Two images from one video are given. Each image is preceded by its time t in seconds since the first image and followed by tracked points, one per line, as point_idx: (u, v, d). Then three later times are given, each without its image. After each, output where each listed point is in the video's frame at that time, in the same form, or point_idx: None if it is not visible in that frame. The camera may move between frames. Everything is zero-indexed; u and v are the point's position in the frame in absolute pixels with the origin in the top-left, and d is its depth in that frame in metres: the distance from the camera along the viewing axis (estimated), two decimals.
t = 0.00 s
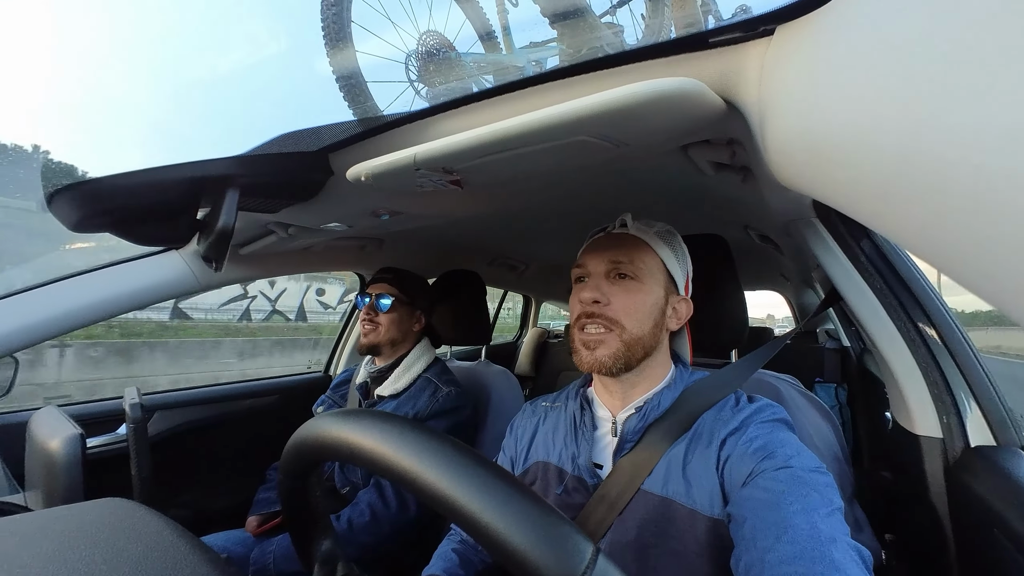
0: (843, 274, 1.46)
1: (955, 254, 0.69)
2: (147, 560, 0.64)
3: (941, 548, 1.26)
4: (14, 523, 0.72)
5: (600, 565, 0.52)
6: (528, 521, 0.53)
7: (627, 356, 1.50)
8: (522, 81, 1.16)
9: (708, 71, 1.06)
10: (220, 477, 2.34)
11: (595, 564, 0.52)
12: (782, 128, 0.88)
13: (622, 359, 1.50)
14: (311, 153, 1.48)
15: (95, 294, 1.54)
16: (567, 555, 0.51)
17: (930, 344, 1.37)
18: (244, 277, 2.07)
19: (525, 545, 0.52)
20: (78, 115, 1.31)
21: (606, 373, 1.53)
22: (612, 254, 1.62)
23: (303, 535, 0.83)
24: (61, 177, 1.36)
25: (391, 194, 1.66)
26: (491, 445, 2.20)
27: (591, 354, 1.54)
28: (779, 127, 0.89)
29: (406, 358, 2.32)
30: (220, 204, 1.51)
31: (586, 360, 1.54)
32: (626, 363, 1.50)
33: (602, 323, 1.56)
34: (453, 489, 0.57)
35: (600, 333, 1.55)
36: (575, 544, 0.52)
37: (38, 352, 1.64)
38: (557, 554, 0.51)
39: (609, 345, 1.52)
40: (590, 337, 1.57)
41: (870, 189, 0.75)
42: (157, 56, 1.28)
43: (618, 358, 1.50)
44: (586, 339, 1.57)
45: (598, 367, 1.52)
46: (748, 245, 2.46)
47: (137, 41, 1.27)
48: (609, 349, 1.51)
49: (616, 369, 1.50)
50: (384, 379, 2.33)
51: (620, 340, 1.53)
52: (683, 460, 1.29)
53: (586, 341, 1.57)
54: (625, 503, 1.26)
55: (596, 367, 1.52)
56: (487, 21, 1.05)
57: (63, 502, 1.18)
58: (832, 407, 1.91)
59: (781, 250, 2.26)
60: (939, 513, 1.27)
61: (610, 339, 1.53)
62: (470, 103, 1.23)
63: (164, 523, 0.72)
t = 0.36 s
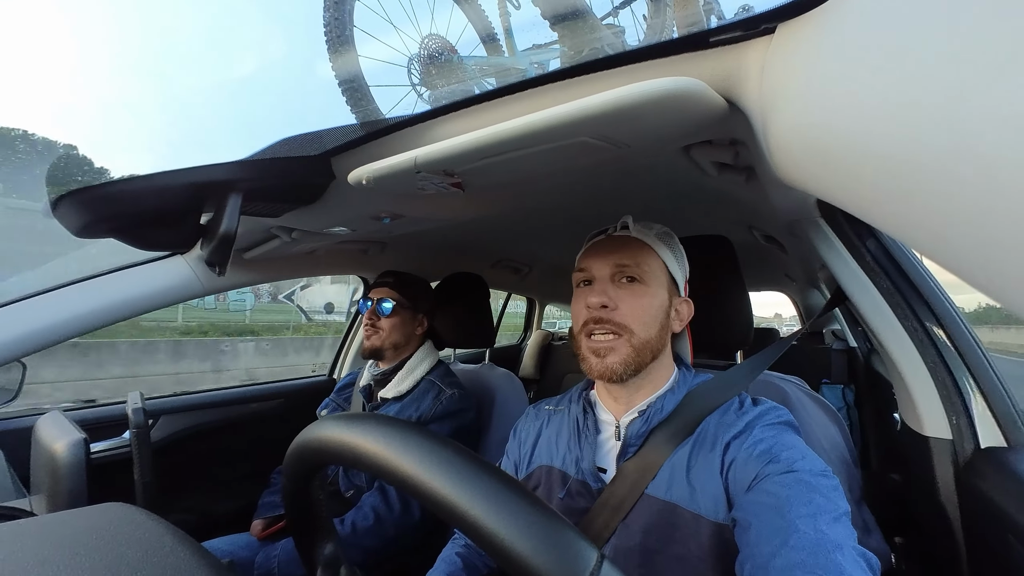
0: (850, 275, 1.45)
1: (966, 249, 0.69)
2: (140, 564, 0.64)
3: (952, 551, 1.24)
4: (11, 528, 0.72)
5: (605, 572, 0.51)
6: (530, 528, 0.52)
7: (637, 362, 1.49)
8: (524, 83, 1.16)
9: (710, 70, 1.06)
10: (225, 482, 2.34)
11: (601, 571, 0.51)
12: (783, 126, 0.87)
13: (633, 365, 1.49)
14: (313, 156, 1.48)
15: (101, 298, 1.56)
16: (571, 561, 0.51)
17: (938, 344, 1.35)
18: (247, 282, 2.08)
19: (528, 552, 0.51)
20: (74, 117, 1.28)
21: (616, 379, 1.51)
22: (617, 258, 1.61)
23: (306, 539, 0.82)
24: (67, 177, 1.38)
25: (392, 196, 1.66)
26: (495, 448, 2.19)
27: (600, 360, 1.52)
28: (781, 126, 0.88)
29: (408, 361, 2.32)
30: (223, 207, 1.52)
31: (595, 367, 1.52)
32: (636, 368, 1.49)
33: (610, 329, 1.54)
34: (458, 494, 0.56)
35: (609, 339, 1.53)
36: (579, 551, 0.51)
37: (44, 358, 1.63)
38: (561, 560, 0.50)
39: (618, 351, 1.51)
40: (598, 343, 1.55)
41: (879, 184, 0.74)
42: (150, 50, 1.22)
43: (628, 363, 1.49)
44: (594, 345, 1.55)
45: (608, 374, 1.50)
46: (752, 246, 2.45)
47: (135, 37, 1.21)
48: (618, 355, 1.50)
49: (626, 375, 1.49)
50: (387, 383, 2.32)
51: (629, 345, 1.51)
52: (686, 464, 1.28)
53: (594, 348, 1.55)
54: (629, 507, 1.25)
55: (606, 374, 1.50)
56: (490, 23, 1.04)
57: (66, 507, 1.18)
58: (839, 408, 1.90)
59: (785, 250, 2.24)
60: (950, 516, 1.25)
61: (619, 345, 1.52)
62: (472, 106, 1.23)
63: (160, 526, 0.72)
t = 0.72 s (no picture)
0: (858, 272, 1.44)
1: (976, 244, 0.68)
2: (147, 561, 0.65)
3: (963, 551, 1.23)
4: (21, 524, 0.73)
5: (611, 568, 0.51)
6: (537, 524, 0.53)
7: (650, 360, 1.49)
8: (529, 82, 1.16)
9: (716, 67, 1.05)
10: (234, 478, 2.37)
11: (606, 567, 0.51)
12: (792, 123, 0.86)
13: (646, 363, 1.49)
14: (319, 156, 1.49)
15: (112, 298, 1.58)
16: (579, 559, 0.51)
17: (948, 342, 1.34)
18: (254, 280, 2.10)
19: (535, 549, 0.52)
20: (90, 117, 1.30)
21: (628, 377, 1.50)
22: (629, 256, 1.60)
23: (313, 536, 0.83)
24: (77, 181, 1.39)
25: (398, 195, 1.67)
26: (502, 445, 2.20)
27: (614, 358, 1.51)
28: (789, 123, 0.87)
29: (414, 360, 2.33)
30: (231, 207, 1.52)
31: (609, 365, 1.51)
32: (648, 367, 1.49)
33: (624, 327, 1.53)
34: (466, 492, 0.57)
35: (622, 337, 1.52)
36: (586, 548, 0.52)
37: (54, 359, 1.65)
38: (568, 558, 0.51)
39: (632, 349, 1.50)
40: (611, 341, 1.54)
41: (886, 179, 0.73)
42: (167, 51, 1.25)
43: (641, 362, 1.48)
44: (607, 343, 1.54)
45: (621, 372, 1.49)
46: (760, 244, 2.43)
47: (148, 39, 1.24)
48: (632, 353, 1.49)
49: (640, 374, 1.49)
50: (394, 381, 2.34)
51: (642, 343, 1.51)
52: (692, 459, 1.28)
53: (607, 346, 1.54)
54: (634, 503, 1.25)
55: (619, 372, 1.49)
56: (495, 21, 1.05)
57: (78, 503, 1.19)
58: (849, 407, 1.90)
59: (793, 248, 2.22)
60: (960, 515, 1.24)
61: (633, 343, 1.51)
62: (479, 104, 1.23)
63: (165, 520, 0.74)
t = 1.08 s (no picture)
0: (863, 268, 1.44)
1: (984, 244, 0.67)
2: (155, 554, 0.66)
3: (970, 551, 1.22)
4: (29, 522, 0.75)
5: (614, 563, 0.52)
6: (537, 520, 0.53)
7: (654, 359, 1.49)
8: (530, 82, 1.16)
9: (718, 65, 1.04)
10: (242, 476, 2.39)
11: (609, 562, 0.52)
12: (794, 122, 0.85)
13: (649, 361, 1.48)
14: (322, 157, 1.50)
15: (121, 299, 1.60)
16: (581, 554, 0.51)
17: (955, 340, 1.33)
18: (260, 281, 2.12)
19: (536, 544, 0.52)
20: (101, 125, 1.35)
21: (630, 374, 1.50)
22: (634, 254, 1.60)
23: (320, 533, 0.84)
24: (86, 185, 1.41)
25: (400, 196, 1.67)
26: (506, 443, 2.21)
27: (616, 354, 1.51)
28: (791, 122, 0.86)
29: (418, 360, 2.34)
30: (237, 209, 1.54)
31: (611, 360, 1.51)
32: (651, 365, 1.49)
33: (627, 325, 1.53)
34: (468, 488, 0.57)
35: (626, 335, 1.52)
36: (587, 543, 0.52)
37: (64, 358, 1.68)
38: (569, 553, 0.51)
39: (634, 346, 1.50)
40: (616, 339, 1.54)
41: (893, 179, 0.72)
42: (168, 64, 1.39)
43: (646, 360, 1.48)
44: (611, 340, 1.53)
45: (626, 370, 1.49)
46: (764, 241, 2.42)
47: (154, 42, 1.36)
48: (635, 350, 1.49)
49: (642, 372, 1.48)
50: (399, 379, 2.35)
51: (646, 341, 1.51)
52: (697, 458, 1.28)
53: (611, 344, 1.53)
54: (637, 502, 1.25)
55: (623, 370, 1.49)
56: (497, 20, 1.06)
57: (88, 502, 1.21)
58: (854, 404, 1.90)
59: (799, 245, 2.21)
60: (968, 515, 1.23)
61: (636, 341, 1.51)
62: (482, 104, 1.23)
63: (171, 518, 0.75)
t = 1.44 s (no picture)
0: (872, 267, 1.43)
1: (998, 240, 0.66)
2: (156, 554, 0.66)
3: (980, 552, 1.21)
4: (34, 518, 0.75)
5: (619, 563, 0.51)
6: (542, 521, 0.52)
7: (629, 355, 1.50)
8: (536, 78, 1.14)
9: (726, 60, 1.03)
10: (248, 473, 2.40)
11: (613, 561, 0.51)
12: (801, 119, 0.84)
13: (624, 359, 1.50)
14: (327, 155, 1.50)
15: (126, 297, 1.60)
16: (584, 554, 0.50)
17: (966, 339, 1.31)
18: (266, 279, 2.13)
19: (541, 545, 0.51)
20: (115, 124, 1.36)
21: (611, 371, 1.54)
22: (613, 252, 1.61)
23: (324, 531, 0.84)
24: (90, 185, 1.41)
25: (404, 194, 1.67)
26: (511, 441, 2.21)
27: (593, 353, 1.56)
28: (799, 119, 0.85)
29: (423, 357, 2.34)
30: (242, 207, 1.54)
31: (589, 360, 1.56)
32: (627, 361, 1.51)
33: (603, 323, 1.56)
34: (470, 488, 0.57)
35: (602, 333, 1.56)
36: (592, 543, 0.51)
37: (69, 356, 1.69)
38: (574, 554, 0.50)
39: (610, 344, 1.54)
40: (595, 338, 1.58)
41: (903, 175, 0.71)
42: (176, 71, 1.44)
43: (619, 357, 1.50)
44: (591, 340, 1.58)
45: (602, 369, 1.53)
46: (770, 240, 2.40)
47: (175, 49, 1.42)
48: (610, 348, 1.53)
49: (620, 369, 1.51)
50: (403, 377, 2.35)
51: (622, 338, 1.53)
52: (701, 458, 1.27)
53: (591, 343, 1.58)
54: (642, 501, 1.24)
55: (601, 369, 1.53)
56: (502, 17, 1.07)
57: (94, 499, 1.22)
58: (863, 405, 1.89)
59: (806, 243, 2.19)
60: (978, 516, 1.21)
61: (612, 339, 1.54)
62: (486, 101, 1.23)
63: (171, 517, 0.74)
